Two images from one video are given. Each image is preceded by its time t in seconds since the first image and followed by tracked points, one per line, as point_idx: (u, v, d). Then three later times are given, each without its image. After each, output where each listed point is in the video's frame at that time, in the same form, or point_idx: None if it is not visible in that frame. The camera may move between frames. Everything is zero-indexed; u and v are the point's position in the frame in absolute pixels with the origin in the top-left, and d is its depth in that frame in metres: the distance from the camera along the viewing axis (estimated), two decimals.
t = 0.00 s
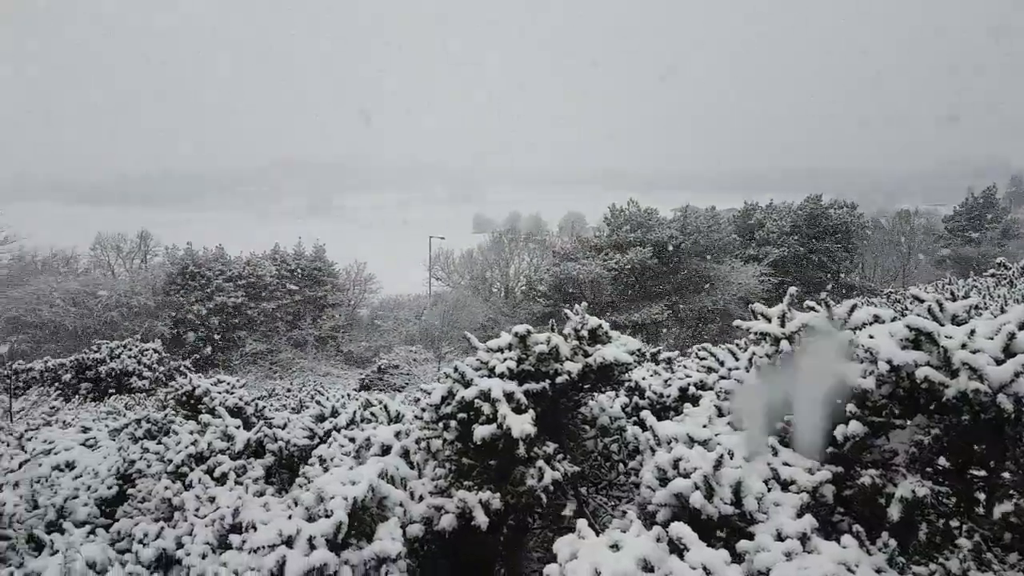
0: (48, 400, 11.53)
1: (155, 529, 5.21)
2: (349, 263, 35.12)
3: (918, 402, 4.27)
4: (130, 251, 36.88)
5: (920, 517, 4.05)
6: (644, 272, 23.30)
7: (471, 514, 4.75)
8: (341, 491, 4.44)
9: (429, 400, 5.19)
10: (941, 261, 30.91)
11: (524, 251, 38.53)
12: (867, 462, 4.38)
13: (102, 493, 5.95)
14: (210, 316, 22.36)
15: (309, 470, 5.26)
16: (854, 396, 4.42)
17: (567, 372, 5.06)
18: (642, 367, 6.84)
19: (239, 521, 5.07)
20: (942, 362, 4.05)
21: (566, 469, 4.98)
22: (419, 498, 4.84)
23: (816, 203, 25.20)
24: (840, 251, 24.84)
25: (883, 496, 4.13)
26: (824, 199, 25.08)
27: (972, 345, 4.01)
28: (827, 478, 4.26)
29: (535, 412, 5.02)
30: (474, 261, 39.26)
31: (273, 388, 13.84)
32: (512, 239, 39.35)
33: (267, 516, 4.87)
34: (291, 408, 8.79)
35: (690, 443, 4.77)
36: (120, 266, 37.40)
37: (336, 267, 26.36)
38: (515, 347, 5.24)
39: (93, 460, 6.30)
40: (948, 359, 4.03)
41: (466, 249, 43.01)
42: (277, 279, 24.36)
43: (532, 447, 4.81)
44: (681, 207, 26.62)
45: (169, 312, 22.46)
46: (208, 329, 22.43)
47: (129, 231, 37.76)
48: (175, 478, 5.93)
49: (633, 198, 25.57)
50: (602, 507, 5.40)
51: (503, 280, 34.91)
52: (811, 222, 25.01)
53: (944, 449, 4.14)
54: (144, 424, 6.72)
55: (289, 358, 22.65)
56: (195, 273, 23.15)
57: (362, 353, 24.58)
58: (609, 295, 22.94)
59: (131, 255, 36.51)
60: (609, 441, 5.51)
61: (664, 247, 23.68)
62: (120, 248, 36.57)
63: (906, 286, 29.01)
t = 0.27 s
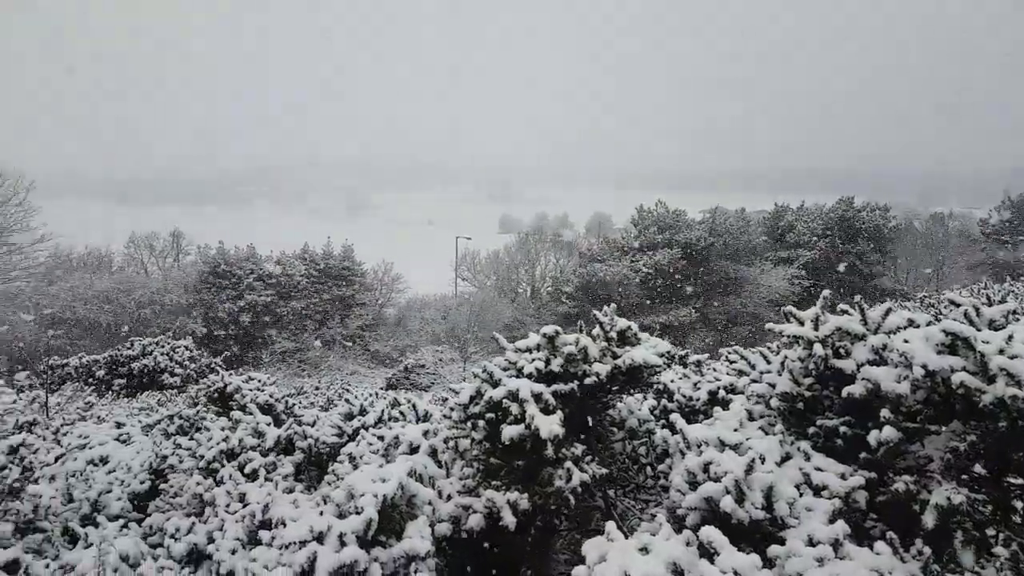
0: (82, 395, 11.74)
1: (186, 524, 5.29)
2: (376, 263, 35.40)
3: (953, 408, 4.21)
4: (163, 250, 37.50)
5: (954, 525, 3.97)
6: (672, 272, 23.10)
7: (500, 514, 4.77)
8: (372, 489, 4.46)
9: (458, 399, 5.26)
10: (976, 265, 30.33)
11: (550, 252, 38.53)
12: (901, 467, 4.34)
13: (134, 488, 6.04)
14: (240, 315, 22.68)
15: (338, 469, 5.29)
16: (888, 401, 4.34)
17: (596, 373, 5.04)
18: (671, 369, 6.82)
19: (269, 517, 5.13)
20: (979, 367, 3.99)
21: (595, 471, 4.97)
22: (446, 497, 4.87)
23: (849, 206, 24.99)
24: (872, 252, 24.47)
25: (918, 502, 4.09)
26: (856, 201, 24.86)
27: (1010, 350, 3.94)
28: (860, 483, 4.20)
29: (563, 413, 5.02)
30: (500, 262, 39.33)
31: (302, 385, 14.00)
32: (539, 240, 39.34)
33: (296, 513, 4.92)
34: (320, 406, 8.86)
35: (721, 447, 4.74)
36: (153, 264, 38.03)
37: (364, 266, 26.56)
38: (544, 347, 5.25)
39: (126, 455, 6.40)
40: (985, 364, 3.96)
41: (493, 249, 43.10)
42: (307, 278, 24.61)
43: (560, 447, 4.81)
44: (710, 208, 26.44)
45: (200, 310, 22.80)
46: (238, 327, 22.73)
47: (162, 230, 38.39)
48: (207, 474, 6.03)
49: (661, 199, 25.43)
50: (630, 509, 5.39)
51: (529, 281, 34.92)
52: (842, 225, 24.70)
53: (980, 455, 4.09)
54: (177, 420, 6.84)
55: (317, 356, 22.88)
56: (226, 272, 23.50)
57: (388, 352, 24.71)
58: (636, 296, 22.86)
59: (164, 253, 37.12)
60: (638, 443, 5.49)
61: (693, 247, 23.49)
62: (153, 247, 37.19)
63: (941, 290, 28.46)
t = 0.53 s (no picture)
0: (115, 394, 11.94)
1: (218, 523, 5.37)
2: (404, 265, 35.59)
3: (990, 416, 4.15)
4: (195, 251, 38.13)
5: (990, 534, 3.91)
6: (701, 276, 22.90)
7: (528, 517, 4.78)
8: (402, 489, 4.49)
9: (486, 402, 5.34)
10: (1014, 271, 29.72)
11: (576, 255, 38.46)
12: (935, 476, 4.28)
13: (167, 486, 6.13)
14: (269, 315, 22.98)
15: (366, 470, 5.33)
16: (921, 408, 4.29)
17: (624, 377, 5.04)
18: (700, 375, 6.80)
19: (298, 516, 5.19)
20: (1016, 374, 3.93)
21: (624, 475, 4.95)
22: (475, 500, 4.90)
23: (881, 210, 24.74)
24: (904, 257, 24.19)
25: (953, 511, 4.00)
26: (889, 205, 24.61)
27: None
28: (894, 491, 4.14)
29: (591, 417, 5.01)
30: (526, 265, 39.33)
31: (330, 386, 14.14)
32: (565, 244, 39.29)
33: (326, 513, 4.98)
34: (348, 407, 8.93)
35: (752, 453, 4.71)
36: (185, 265, 38.65)
37: (391, 269, 26.74)
38: (572, 351, 5.26)
39: (158, 453, 6.48)
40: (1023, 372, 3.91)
41: (519, 252, 43.10)
42: (335, 280, 24.85)
43: (588, 452, 4.79)
44: (740, 212, 26.23)
45: (230, 311, 23.11)
46: (267, 328, 23.01)
47: (194, 232, 39.01)
48: (238, 473, 6.13)
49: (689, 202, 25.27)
50: (658, 515, 5.34)
51: (556, 284, 34.90)
52: (874, 229, 24.50)
53: (1017, 463, 4.03)
54: (208, 420, 6.93)
55: (345, 357, 23.06)
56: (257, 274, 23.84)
57: (414, 354, 24.82)
58: (663, 300, 22.75)
59: (196, 255, 37.73)
60: (667, 448, 5.45)
61: (722, 251, 23.31)
62: (185, 248, 37.85)
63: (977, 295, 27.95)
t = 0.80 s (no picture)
0: (148, 394, 12.13)
1: (248, 522, 5.44)
2: (431, 269, 35.78)
3: None
4: (226, 254, 38.71)
5: None
6: (729, 282, 22.76)
7: (556, 522, 4.76)
8: (432, 491, 4.51)
9: (515, 406, 5.35)
10: None
11: (603, 260, 38.39)
12: (972, 487, 4.25)
13: (199, 484, 6.21)
14: (299, 318, 23.21)
15: (395, 472, 5.36)
16: (958, 417, 4.22)
17: (654, 383, 5.02)
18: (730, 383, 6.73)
19: (327, 517, 5.23)
20: None
21: (653, 482, 4.93)
22: (504, 503, 4.89)
23: (915, 217, 24.39)
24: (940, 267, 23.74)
25: (991, 523, 3.94)
26: (923, 212, 24.27)
27: None
28: (930, 501, 4.08)
29: (620, 423, 5.00)
30: (552, 270, 39.32)
31: (358, 388, 14.27)
32: (592, 249, 39.21)
33: (356, 514, 5.01)
34: (375, 409, 9.02)
35: (784, 462, 4.68)
36: (217, 268, 39.24)
37: (418, 273, 26.88)
38: (601, 356, 5.27)
39: (190, 452, 6.57)
40: None
41: (546, 257, 43.13)
42: (363, 284, 25.07)
43: (617, 458, 4.76)
44: (770, 218, 25.99)
45: (261, 313, 23.38)
46: (297, 330, 23.25)
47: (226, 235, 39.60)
48: (269, 473, 6.22)
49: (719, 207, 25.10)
50: (688, 523, 5.28)
51: (582, 289, 34.86)
52: (909, 236, 24.12)
53: None
54: (240, 420, 7.02)
55: (372, 360, 23.23)
56: (287, 277, 24.15)
57: (440, 357, 24.91)
58: (691, 307, 22.63)
59: (228, 258, 38.28)
60: (697, 457, 5.39)
61: (752, 256, 23.11)
62: (217, 251, 38.44)
63: (1015, 304, 27.37)
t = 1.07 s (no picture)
0: (181, 397, 12.33)
1: (280, 523, 5.50)
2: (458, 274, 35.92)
3: None
4: (258, 259, 39.26)
5: None
6: (760, 288, 22.49)
7: (586, 528, 4.75)
8: (463, 495, 4.53)
9: (545, 412, 5.35)
10: None
11: (631, 266, 38.23)
12: (1010, 498, 4.17)
13: (232, 487, 6.27)
14: (329, 322, 23.40)
15: (425, 476, 5.38)
16: (997, 427, 4.15)
17: (686, 391, 4.99)
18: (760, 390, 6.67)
19: (358, 519, 5.26)
20: None
21: (684, 490, 4.89)
22: (533, 509, 4.90)
23: (951, 224, 23.98)
24: (977, 275, 23.29)
25: None
26: (959, 218, 23.85)
27: None
28: (968, 512, 4.02)
29: (651, 430, 4.98)
30: (579, 276, 39.29)
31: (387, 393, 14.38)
32: (619, 254, 39.06)
33: (386, 517, 5.05)
34: (404, 413, 9.12)
35: (818, 471, 4.63)
36: (249, 272, 39.78)
37: (446, 278, 26.98)
38: (632, 362, 5.26)
39: (223, 454, 6.64)
40: None
41: (573, 263, 43.10)
42: (392, 289, 25.22)
43: (648, 464, 4.74)
44: (802, 224, 25.70)
45: (291, 317, 23.59)
46: (327, 334, 23.45)
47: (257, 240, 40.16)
48: (300, 476, 6.30)
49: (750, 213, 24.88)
50: (719, 532, 5.26)
51: (609, 295, 34.74)
52: (944, 243, 23.64)
53: None
54: (272, 422, 7.10)
55: (400, 364, 23.36)
56: (317, 282, 24.35)
57: (467, 362, 24.96)
58: (721, 314, 22.45)
59: (259, 263, 38.80)
60: (728, 465, 5.35)
61: (783, 263, 22.84)
62: (249, 256, 39.02)
63: None
